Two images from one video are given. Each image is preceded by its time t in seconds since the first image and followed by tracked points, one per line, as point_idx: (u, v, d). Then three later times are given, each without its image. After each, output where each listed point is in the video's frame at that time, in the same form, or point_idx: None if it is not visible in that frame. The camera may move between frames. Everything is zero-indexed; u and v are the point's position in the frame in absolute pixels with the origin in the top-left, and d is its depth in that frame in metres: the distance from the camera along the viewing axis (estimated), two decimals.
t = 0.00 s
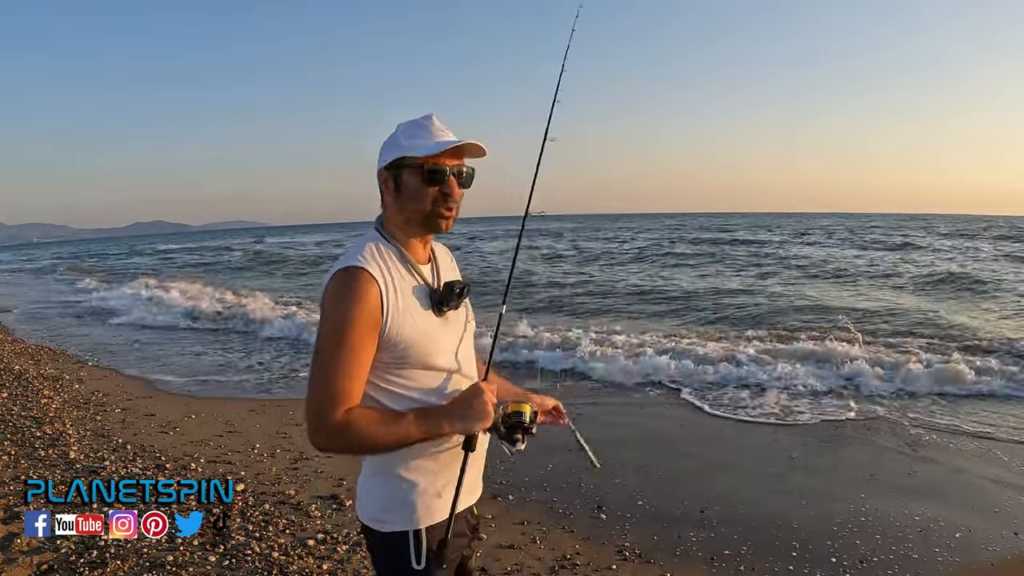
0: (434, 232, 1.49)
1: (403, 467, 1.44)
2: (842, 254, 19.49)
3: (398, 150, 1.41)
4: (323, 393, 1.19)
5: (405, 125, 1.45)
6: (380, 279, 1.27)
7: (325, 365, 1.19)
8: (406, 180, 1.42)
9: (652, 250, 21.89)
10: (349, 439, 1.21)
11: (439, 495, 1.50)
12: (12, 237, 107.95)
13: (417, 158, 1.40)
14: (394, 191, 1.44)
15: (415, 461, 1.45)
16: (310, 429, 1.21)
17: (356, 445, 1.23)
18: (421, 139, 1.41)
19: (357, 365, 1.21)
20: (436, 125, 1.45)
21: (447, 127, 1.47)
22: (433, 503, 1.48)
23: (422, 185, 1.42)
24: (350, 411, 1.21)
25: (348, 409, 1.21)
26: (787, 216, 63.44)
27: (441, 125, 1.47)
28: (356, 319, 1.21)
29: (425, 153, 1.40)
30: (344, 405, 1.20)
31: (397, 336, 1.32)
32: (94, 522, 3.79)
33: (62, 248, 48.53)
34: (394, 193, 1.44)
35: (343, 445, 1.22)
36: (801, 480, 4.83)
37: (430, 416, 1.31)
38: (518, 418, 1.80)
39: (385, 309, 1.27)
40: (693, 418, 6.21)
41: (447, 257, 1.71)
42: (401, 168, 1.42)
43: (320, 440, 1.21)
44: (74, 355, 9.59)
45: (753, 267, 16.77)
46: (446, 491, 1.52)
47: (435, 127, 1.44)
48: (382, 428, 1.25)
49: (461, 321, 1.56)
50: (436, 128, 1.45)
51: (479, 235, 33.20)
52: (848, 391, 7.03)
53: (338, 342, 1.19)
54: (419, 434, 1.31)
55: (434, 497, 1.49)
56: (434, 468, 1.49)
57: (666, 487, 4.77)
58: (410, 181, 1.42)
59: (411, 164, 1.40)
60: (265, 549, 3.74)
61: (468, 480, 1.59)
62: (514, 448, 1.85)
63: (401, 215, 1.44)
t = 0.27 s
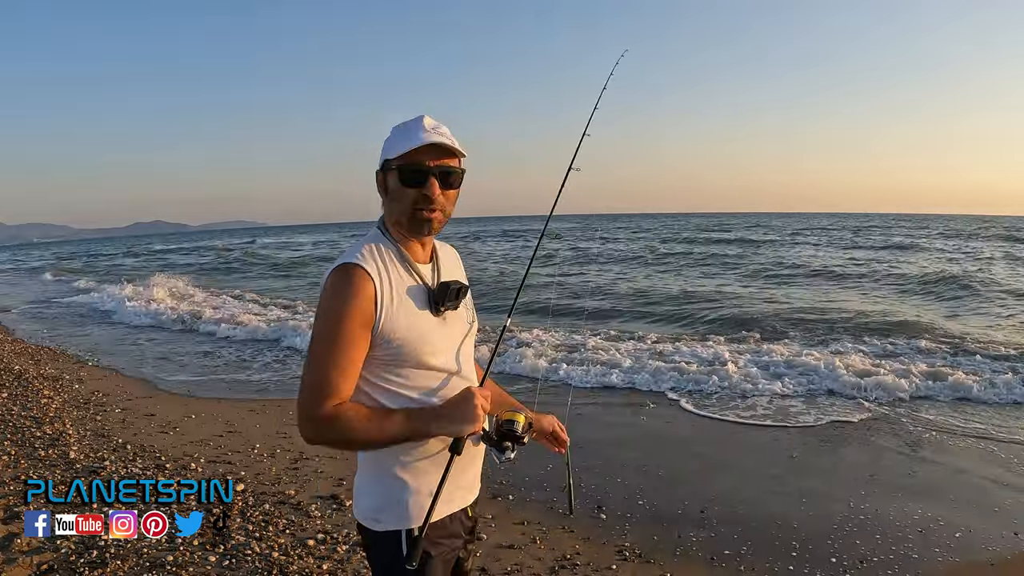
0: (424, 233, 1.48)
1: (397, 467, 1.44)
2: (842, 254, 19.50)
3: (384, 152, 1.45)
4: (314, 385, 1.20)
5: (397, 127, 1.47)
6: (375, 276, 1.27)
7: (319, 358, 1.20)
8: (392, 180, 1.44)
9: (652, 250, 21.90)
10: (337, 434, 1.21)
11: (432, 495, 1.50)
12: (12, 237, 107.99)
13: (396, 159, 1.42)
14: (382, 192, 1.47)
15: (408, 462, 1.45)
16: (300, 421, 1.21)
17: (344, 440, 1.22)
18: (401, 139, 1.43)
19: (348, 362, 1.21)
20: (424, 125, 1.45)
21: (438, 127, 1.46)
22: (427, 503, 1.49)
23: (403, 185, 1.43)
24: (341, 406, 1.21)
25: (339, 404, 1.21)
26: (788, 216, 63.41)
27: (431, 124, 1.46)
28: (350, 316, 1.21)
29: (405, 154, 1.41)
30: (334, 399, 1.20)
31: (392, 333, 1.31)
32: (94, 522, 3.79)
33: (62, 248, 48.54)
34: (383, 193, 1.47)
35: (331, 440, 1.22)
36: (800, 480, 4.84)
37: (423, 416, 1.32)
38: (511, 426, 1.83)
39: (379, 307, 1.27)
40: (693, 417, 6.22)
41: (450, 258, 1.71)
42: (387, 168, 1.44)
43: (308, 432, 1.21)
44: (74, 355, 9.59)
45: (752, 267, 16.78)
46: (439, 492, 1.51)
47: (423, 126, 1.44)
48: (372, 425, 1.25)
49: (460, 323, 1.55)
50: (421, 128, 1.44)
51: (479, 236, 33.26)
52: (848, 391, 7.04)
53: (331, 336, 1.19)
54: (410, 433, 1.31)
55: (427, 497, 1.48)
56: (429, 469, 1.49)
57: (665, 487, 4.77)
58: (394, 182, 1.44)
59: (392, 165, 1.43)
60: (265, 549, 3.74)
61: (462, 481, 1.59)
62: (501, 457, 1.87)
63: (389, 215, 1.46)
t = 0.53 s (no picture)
0: (419, 233, 1.48)
1: (397, 465, 1.44)
2: (843, 254, 19.50)
3: (379, 152, 1.46)
4: (310, 385, 1.20)
5: (393, 127, 1.48)
6: (370, 276, 1.27)
7: (314, 358, 1.20)
8: (386, 181, 1.45)
9: (652, 250, 21.90)
10: (332, 433, 1.21)
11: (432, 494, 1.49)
12: (12, 237, 108.01)
13: (390, 160, 1.43)
14: (377, 192, 1.48)
15: (408, 461, 1.45)
16: (296, 422, 1.22)
17: (340, 439, 1.23)
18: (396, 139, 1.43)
19: (344, 361, 1.22)
20: (418, 125, 1.45)
21: (432, 126, 1.46)
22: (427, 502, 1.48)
23: (397, 185, 1.43)
24: (337, 406, 1.21)
25: (334, 403, 1.21)
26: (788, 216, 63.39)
27: (426, 124, 1.47)
28: (345, 315, 1.21)
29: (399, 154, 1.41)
30: (330, 399, 1.20)
31: (388, 332, 1.31)
32: (95, 522, 3.79)
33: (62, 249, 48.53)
34: (378, 194, 1.47)
35: (327, 440, 1.22)
36: (801, 480, 4.84)
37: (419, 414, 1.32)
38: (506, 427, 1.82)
39: (375, 307, 1.27)
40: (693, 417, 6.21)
41: (447, 257, 1.70)
42: (381, 169, 1.45)
43: (304, 431, 1.22)
44: (75, 355, 9.59)
45: (752, 267, 16.79)
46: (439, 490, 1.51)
47: (417, 127, 1.44)
48: (368, 424, 1.25)
49: (458, 321, 1.55)
50: (416, 128, 1.44)
51: (480, 236, 33.27)
52: (849, 391, 7.04)
53: (326, 337, 1.20)
54: (407, 432, 1.31)
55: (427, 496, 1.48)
56: (429, 468, 1.49)
57: (664, 487, 4.77)
58: (388, 182, 1.44)
59: (386, 165, 1.43)
60: (265, 549, 3.74)
61: (463, 480, 1.59)
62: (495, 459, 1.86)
63: (384, 215, 1.46)
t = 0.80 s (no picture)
0: (416, 234, 1.48)
1: (396, 465, 1.44)
2: (843, 254, 19.49)
3: (374, 154, 1.45)
4: (309, 387, 1.20)
5: (387, 128, 1.48)
6: (368, 277, 1.27)
7: (313, 360, 1.20)
8: (381, 183, 1.45)
9: (653, 250, 21.89)
10: (333, 434, 1.21)
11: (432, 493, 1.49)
12: (12, 237, 107.97)
13: (385, 161, 1.43)
14: (371, 193, 1.48)
15: (407, 460, 1.45)
16: (297, 424, 1.22)
17: (341, 440, 1.23)
18: (391, 141, 1.43)
19: (342, 362, 1.22)
20: (412, 126, 1.45)
21: (426, 126, 1.46)
22: (427, 501, 1.48)
23: (393, 187, 1.43)
24: (337, 407, 1.21)
25: (334, 405, 1.21)
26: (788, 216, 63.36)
27: (420, 124, 1.47)
28: (342, 316, 1.21)
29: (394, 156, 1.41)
30: (330, 400, 1.20)
31: (386, 333, 1.32)
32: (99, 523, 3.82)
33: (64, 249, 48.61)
34: (373, 195, 1.47)
35: (328, 441, 1.22)
36: (801, 480, 4.84)
37: (418, 413, 1.32)
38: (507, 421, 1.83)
39: (373, 307, 1.28)
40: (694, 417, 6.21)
41: (445, 257, 1.71)
42: (376, 170, 1.45)
43: (304, 433, 1.22)
44: (75, 355, 9.59)
45: (752, 267, 16.78)
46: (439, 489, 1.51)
47: (411, 128, 1.44)
48: (368, 424, 1.25)
49: (456, 320, 1.55)
50: (410, 129, 1.44)
51: (480, 236, 33.27)
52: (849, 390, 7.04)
53: (324, 338, 1.20)
54: (408, 431, 1.31)
55: (427, 495, 1.48)
56: (429, 467, 1.49)
57: (665, 487, 4.77)
58: (383, 184, 1.44)
59: (381, 166, 1.43)
60: (265, 549, 3.74)
61: (464, 479, 1.59)
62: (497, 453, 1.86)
63: (380, 217, 1.46)
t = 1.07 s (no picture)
0: (418, 236, 1.49)
1: (398, 466, 1.44)
2: (844, 253, 19.47)
3: (376, 156, 1.45)
4: (313, 390, 1.20)
5: (390, 129, 1.47)
6: (370, 279, 1.27)
7: (316, 363, 1.20)
8: (384, 186, 1.44)
9: (653, 250, 21.88)
10: (339, 437, 1.22)
11: (434, 493, 1.50)
12: (12, 237, 107.95)
13: (390, 165, 1.42)
14: (373, 196, 1.47)
15: (409, 461, 1.45)
16: (301, 428, 1.22)
17: (345, 444, 1.23)
18: (395, 144, 1.43)
19: (346, 364, 1.22)
20: (416, 129, 1.44)
21: (429, 129, 1.46)
22: (429, 500, 1.49)
23: (397, 191, 1.43)
24: (341, 410, 1.21)
25: (338, 409, 1.21)
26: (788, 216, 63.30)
27: (424, 127, 1.46)
28: (345, 319, 1.21)
29: (399, 160, 1.41)
30: (335, 403, 1.20)
31: (389, 334, 1.32)
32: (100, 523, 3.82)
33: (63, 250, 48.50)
34: (376, 198, 1.47)
35: (333, 444, 1.22)
36: (801, 480, 4.84)
37: (422, 414, 1.32)
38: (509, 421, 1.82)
39: (376, 309, 1.27)
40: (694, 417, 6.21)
41: (441, 256, 1.71)
42: (380, 174, 1.44)
43: (309, 436, 1.22)
44: (75, 355, 9.59)
45: (752, 267, 16.78)
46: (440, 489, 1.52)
47: (415, 130, 1.44)
48: (372, 427, 1.25)
49: (455, 319, 1.55)
50: (414, 132, 1.44)
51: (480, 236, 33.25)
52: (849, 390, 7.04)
53: (328, 341, 1.20)
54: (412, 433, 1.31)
55: (428, 495, 1.49)
56: (431, 466, 1.49)
57: (665, 487, 4.77)
58: (387, 188, 1.44)
59: (386, 170, 1.42)
60: (265, 549, 3.74)
61: (466, 477, 1.60)
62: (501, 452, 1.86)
63: (382, 220, 1.46)
